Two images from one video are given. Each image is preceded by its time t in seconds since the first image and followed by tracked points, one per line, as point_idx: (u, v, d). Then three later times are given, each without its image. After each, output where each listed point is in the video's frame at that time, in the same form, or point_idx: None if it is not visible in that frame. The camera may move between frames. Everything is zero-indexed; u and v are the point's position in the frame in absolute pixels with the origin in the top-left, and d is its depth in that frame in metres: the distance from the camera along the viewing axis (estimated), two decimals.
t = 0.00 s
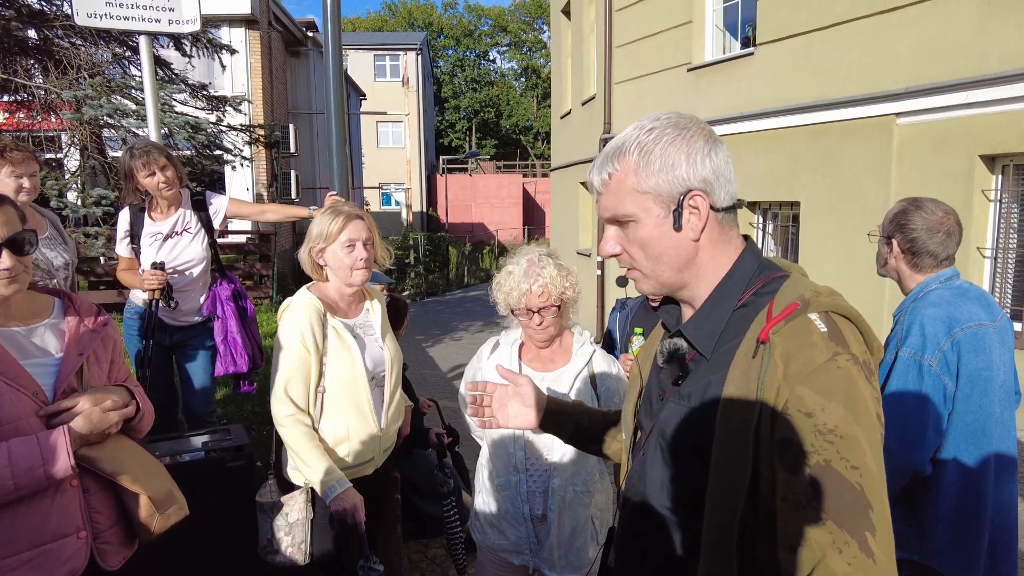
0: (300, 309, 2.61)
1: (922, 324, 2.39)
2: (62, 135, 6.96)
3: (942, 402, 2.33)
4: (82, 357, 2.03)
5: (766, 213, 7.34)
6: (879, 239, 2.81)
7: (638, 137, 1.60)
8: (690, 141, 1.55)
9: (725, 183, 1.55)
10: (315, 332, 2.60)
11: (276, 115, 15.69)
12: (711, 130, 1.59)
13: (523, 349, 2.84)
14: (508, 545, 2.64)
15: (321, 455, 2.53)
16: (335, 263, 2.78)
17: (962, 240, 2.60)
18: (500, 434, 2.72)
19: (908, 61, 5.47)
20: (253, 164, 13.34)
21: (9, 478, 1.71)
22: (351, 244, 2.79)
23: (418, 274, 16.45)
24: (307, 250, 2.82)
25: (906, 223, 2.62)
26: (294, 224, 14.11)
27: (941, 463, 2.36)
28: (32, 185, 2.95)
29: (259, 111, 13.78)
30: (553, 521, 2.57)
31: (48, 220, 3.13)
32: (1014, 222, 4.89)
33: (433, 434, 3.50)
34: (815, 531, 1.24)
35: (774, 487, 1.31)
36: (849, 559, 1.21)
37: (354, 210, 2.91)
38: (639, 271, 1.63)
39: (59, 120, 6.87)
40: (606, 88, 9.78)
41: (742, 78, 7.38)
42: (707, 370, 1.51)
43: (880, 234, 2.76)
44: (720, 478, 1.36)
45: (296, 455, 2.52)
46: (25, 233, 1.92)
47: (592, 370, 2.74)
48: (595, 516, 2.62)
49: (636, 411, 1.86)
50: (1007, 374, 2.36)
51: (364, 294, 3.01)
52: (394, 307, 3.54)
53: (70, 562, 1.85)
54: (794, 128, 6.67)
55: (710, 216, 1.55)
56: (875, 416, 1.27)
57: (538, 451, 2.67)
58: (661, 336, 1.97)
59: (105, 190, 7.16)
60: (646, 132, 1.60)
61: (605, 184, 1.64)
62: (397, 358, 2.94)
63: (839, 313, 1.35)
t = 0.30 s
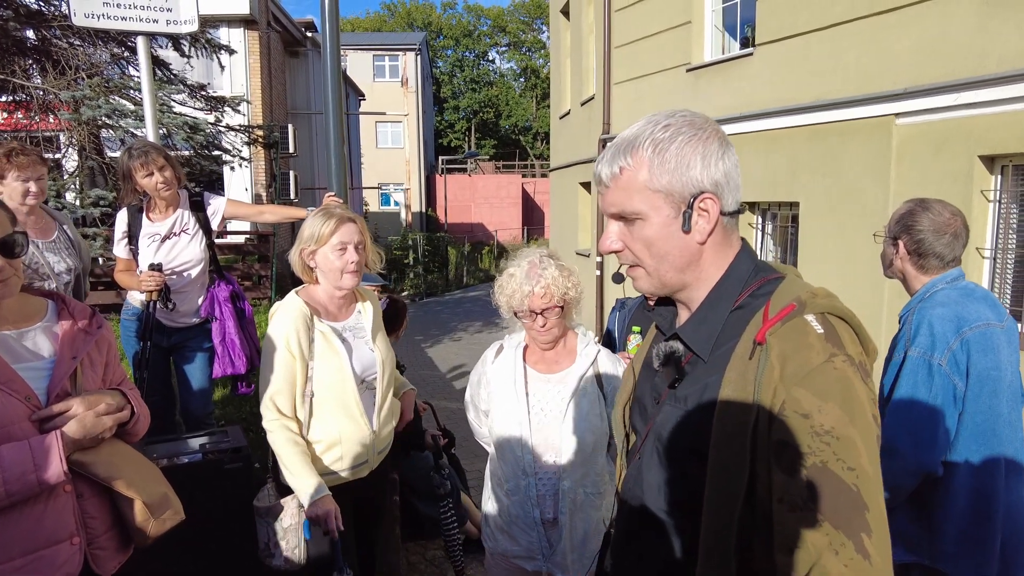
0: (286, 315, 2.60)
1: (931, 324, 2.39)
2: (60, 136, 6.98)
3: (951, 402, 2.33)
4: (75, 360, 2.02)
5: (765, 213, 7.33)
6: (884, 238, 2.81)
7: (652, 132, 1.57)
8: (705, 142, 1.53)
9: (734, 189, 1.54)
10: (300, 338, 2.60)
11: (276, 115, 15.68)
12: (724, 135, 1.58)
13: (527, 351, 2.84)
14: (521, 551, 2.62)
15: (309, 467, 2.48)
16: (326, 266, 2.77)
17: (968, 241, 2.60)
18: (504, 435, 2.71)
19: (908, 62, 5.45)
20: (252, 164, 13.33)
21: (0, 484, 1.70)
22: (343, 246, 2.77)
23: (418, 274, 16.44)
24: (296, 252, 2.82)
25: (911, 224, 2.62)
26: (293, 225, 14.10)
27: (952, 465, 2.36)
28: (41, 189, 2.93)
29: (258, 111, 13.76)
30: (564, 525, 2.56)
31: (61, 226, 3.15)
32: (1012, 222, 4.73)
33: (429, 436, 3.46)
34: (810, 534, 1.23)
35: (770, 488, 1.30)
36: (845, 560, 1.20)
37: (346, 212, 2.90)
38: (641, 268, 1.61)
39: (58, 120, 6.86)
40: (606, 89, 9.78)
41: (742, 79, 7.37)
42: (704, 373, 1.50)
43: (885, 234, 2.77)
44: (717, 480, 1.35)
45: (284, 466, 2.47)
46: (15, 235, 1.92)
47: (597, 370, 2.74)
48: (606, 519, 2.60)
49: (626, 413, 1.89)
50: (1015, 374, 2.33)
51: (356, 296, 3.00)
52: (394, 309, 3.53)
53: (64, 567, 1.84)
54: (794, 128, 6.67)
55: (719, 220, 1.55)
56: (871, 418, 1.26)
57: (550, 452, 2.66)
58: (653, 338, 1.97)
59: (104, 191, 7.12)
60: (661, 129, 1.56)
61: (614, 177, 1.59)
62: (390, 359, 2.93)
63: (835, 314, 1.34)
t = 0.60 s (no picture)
0: (285, 318, 2.57)
1: (946, 328, 2.37)
2: (59, 136, 6.99)
3: (966, 407, 2.29)
4: (69, 368, 1.99)
5: (766, 213, 7.31)
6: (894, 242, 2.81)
7: (657, 137, 1.53)
8: (711, 148, 1.50)
9: (739, 195, 1.52)
10: (298, 343, 2.56)
11: (275, 115, 15.65)
12: (728, 140, 1.55)
13: (532, 357, 2.81)
14: (531, 559, 2.60)
15: (296, 480, 2.45)
16: (324, 268, 2.74)
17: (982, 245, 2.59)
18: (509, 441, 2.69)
19: (909, 62, 5.42)
20: (252, 164, 13.29)
21: None
22: (340, 250, 2.75)
23: (418, 274, 16.40)
24: (294, 255, 2.78)
25: (923, 227, 2.62)
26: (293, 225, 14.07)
27: (966, 471, 2.33)
28: (26, 189, 2.88)
29: (257, 111, 13.72)
30: (575, 533, 2.52)
31: (48, 227, 3.11)
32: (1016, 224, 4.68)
33: (433, 438, 3.51)
34: (826, 553, 1.16)
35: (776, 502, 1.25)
36: None
37: (344, 215, 2.88)
38: (645, 276, 1.58)
39: (56, 120, 6.81)
40: (606, 88, 9.74)
41: (742, 79, 7.34)
42: (706, 382, 1.47)
43: (896, 237, 2.77)
44: (719, 492, 1.32)
45: (274, 481, 2.45)
46: (8, 240, 1.89)
47: (604, 374, 2.70)
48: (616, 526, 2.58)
49: (628, 427, 1.86)
50: None
51: (355, 300, 2.97)
52: (394, 312, 3.49)
53: None
54: (796, 128, 6.64)
55: (723, 227, 1.52)
56: (879, 430, 1.20)
57: (558, 456, 2.63)
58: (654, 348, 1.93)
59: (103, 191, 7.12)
60: (666, 134, 1.53)
61: (617, 183, 1.56)
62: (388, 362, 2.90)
63: (839, 323, 1.28)
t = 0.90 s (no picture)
0: (289, 304, 2.55)
1: (952, 317, 2.34)
2: (56, 122, 6.85)
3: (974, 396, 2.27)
4: (65, 359, 1.97)
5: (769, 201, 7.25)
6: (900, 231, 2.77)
7: (665, 124, 1.48)
8: (721, 136, 1.46)
9: (748, 184, 1.48)
10: (303, 330, 2.54)
11: (274, 101, 15.54)
12: (739, 126, 1.51)
13: (532, 346, 2.79)
14: (528, 546, 2.61)
15: (288, 468, 2.43)
16: (331, 260, 2.71)
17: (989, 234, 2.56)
18: (509, 431, 2.67)
19: (914, 48, 5.36)
20: (251, 150, 13.21)
21: None
22: (349, 241, 2.72)
23: (418, 262, 16.36)
24: (301, 242, 2.75)
25: (930, 216, 2.58)
26: (292, 212, 14.00)
27: (973, 460, 2.31)
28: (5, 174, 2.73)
29: (256, 97, 13.62)
30: (573, 522, 2.52)
31: (29, 212, 3.04)
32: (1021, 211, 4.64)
33: (436, 425, 3.41)
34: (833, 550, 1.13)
35: (778, 497, 1.22)
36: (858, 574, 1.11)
37: (354, 206, 2.84)
38: (650, 268, 1.55)
39: (53, 107, 6.71)
40: (607, 74, 9.66)
41: (745, 64, 7.27)
42: (711, 376, 1.45)
43: (902, 226, 2.74)
44: (722, 486, 1.30)
45: (268, 470, 2.43)
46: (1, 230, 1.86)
47: (605, 364, 2.67)
48: (614, 515, 2.58)
49: (633, 417, 1.83)
50: None
51: (361, 290, 2.94)
52: (394, 300, 3.46)
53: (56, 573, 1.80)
54: (799, 115, 6.58)
55: (733, 218, 1.49)
56: (885, 423, 1.16)
57: (558, 447, 2.62)
58: (659, 340, 1.92)
59: (99, 177, 7.15)
60: (675, 121, 1.48)
61: (624, 172, 1.51)
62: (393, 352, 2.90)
63: (847, 315, 1.25)
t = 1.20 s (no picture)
0: (298, 282, 2.53)
1: (949, 294, 2.35)
2: (53, 104, 6.80)
3: (969, 371, 2.29)
4: (73, 336, 1.98)
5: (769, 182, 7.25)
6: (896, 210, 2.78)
7: (668, 97, 1.48)
8: (724, 109, 1.46)
9: (748, 158, 1.49)
10: (312, 308, 2.54)
11: (272, 83, 15.42)
12: (740, 100, 1.51)
13: (526, 323, 2.79)
14: (513, 520, 2.62)
15: (299, 442, 2.46)
16: (342, 239, 2.71)
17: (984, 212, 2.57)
18: (503, 410, 2.67)
19: (916, 27, 5.32)
20: (249, 133, 13.14)
21: None
22: (361, 223, 2.71)
23: (418, 245, 16.35)
24: (315, 221, 2.74)
25: (926, 195, 2.58)
26: (291, 195, 13.95)
27: (967, 433, 2.33)
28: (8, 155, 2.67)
29: (254, 79, 13.52)
30: (558, 497, 2.55)
31: (23, 189, 2.97)
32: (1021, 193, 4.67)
33: (435, 407, 3.43)
34: (829, 520, 1.14)
35: (775, 468, 1.24)
36: (853, 540, 1.12)
37: (368, 187, 2.82)
38: (650, 242, 1.55)
39: (49, 88, 6.68)
40: (608, 55, 9.59)
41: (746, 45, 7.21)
42: (708, 350, 1.46)
43: (898, 207, 2.73)
44: (720, 458, 1.31)
45: (280, 443, 2.45)
46: (8, 206, 1.86)
47: (597, 344, 2.70)
48: (598, 490, 2.62)
49: (630, 393, 1.84)
50: None
51: (368, 270, 2.95)
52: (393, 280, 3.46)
53: (64, 547, 1.83)
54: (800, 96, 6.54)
55: (734, 191, 1.50)
56: (880, 393, 1.18)
57: (543, 426, 2.63)
58: (656, 314, 1.94)
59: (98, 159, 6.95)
60: (678, 93, 1.47)
61: (626, 144, 1.51)
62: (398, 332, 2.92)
63: (844, 288, 1.26)
